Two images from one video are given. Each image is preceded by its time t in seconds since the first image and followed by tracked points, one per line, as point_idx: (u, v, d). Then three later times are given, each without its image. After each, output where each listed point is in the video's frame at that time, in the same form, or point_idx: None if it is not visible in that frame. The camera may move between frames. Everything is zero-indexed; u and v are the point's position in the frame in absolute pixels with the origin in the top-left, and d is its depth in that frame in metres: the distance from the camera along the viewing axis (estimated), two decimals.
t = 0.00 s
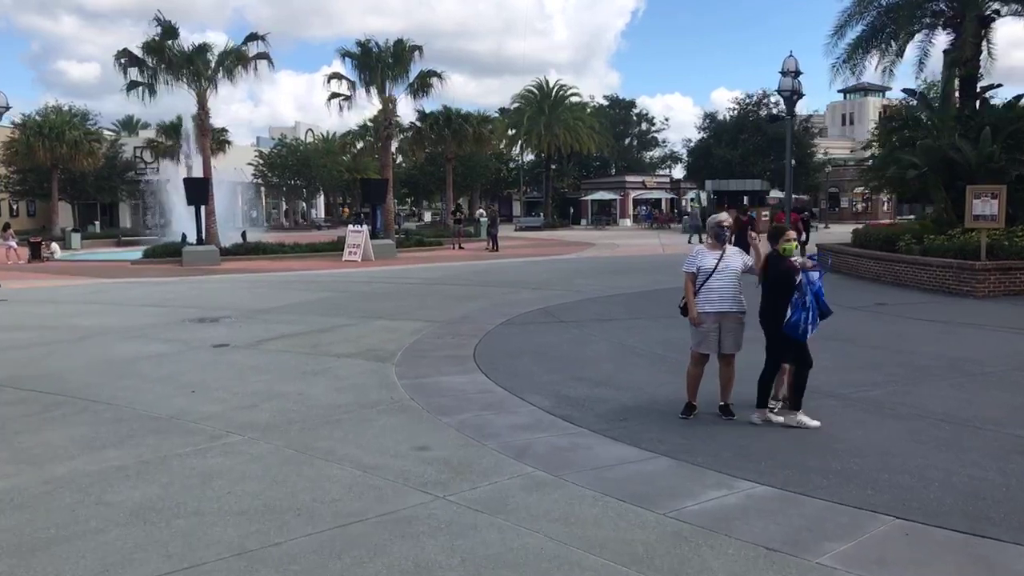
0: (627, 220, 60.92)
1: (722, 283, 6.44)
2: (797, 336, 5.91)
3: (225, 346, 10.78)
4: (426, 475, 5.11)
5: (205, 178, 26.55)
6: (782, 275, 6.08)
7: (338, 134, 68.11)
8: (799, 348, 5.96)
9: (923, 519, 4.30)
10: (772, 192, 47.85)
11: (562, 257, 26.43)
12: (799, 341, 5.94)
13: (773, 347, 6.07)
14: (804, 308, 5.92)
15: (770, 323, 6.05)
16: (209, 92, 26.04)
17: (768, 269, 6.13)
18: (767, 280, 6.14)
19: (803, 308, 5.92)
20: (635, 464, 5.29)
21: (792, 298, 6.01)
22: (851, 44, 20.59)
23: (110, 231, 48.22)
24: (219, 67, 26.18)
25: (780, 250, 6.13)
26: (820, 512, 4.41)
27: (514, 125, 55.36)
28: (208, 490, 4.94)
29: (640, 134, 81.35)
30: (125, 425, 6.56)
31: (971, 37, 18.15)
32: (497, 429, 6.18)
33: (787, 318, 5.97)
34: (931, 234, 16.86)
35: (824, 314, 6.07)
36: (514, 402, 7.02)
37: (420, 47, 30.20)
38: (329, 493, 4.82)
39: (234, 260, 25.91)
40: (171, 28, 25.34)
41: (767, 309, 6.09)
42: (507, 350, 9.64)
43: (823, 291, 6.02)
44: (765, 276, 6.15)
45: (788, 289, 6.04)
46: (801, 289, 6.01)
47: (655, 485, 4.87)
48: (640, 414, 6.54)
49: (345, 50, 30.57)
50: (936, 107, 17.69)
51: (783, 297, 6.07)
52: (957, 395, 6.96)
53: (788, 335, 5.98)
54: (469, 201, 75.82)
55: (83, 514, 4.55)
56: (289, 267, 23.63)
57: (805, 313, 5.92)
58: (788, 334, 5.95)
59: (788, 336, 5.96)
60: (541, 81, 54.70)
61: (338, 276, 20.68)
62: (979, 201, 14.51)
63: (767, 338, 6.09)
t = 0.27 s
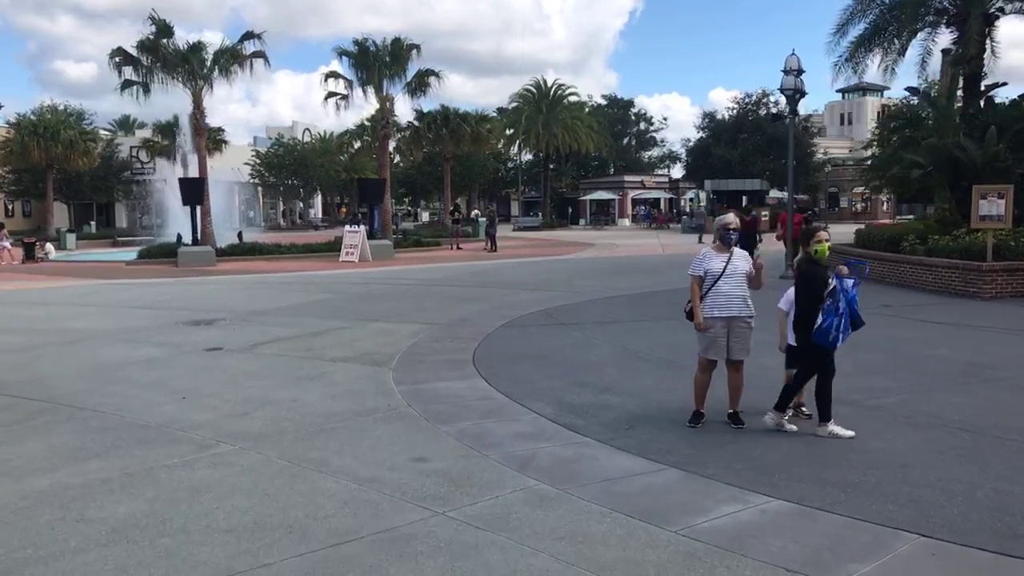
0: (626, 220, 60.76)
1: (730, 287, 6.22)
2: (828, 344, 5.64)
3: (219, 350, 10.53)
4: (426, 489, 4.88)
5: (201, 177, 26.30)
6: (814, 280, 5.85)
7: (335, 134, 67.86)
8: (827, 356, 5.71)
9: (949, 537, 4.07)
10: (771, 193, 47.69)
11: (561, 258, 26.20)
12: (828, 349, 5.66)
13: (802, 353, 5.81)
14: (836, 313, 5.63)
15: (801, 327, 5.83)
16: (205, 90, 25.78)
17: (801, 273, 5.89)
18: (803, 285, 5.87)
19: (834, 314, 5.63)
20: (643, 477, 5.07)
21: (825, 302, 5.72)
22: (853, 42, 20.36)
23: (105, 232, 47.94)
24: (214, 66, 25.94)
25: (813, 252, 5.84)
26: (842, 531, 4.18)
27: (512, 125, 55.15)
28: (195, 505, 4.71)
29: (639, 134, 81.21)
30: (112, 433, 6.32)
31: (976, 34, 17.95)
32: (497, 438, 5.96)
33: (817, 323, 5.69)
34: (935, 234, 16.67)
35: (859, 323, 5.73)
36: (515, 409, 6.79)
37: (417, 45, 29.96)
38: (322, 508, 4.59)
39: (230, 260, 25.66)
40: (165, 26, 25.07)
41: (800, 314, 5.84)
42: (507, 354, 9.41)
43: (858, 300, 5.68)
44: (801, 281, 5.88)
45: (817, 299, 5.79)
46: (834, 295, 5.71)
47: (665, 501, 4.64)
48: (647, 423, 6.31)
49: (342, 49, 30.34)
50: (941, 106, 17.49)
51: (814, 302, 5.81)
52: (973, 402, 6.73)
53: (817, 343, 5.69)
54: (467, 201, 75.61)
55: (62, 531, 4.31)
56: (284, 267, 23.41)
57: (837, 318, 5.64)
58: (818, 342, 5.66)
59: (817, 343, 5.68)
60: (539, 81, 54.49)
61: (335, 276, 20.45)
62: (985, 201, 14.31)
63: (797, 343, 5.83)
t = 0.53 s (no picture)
0: (626, 220, 60.57)
1: (742, 287, 6.00)
2: (872, 350, 5.42)
3: (214, 351, 10.30)
4: (429, 498, 4.66)
5: (198, 177, 26.07)
6: (845, 278, 5.60)
7: (333, 133, 67.63)
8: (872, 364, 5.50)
9: (982, 550, 3.86)
10: (772, 193, 47.49)
11: (561, 258, 25.98)
12: (874, 355, 5.45)
13: (843, 360, 5.62)
14: (874, 317, 5.43)
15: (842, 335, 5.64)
16: (202, 89, 25.55)
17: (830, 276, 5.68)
18: (834, 285, 5.64)
19: (874, 320, 5.42)
20: (655, 486, 4.85)
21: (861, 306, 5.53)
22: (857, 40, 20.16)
23: (102, 231, 47.67)
24: (212, 64, 25.71)
25: (844, 250, 5.64)
26: (868, 543, 3.97)
27: (512, 125, 54.94)
28: (187, 516, 4.48)
29: (638, 134, 81.04)
30: (102, 439, 6.09)
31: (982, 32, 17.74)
32: (502, 444, 5.73)
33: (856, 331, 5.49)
34: (942, 234, 16.46)
35: (901, 323, 5.54)
36: (519, 413, 6.57)
37: (416, 44, 29.74)
38: (319, 520, 4.36)
39: (228, 260, 25.44)
40: (162, 24, 24.83)
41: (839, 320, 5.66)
42: (510, 356, 9.19)
43: (896, 300, 5.49)
44: (831, 281, 5.67)
45: (842, 295, 5.61)
46: (869, 298, 5.51)
47: (681, 511, 4.41)
48: (657, 428, 6.09)
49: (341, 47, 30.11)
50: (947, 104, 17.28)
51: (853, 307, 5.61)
52: (993, 406, 6.51)
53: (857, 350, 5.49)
54: (466, 202, 75.38)
55: (44, 545, 4.08)
56: (282, 267, 23.18)
57: (875, 322, 5.42)
58: (861, 350, 5.45)
59: (860, 352, 5.47)
60: (539, 80, 54.27)
61: (334, 276, 20.23)
62: (994, 200, 14.09)
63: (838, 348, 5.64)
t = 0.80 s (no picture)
0: (626, 220, 60.35)
1: (755, 292, 5.78)
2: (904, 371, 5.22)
3: (209, 355, 10.07)
4: (431, 516, 4.44)
5: (195, 176, 25.82)
6: (875, 287, 5.34)
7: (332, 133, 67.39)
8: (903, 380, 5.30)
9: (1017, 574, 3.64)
10: (773, 192, 47.28)
11: (561, 258, 25.77)
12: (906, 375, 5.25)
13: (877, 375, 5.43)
14: (904, 338, 5.19)
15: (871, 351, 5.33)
16: (199, 88, 25.31)
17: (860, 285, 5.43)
18: (863, 293, 5.39)
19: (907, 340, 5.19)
20: (668, 501, 4.63)
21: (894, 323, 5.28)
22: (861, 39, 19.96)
23: (99, 231, 47.38)
24: (209, 63, 25.47)
25: (875, 254, 5.41)
26: (897, 566, 3.74)
27: (511, 125, 54.73)
28: (176, 535, 4.26)
29: (638, 134, 80.87)
30: (89, 450, 5.85)
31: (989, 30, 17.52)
32: (506, 455, 5.50)
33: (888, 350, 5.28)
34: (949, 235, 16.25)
35: (938, 339, 5.27)
36: (524, 422, 6.35)
37: (415, 43, 29.52)
38: (315, 541, 4.13)
39: (225, 261, 25.17)
40: (159, 23, 24.59)
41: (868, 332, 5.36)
42: (513, 360, 8.96)
43: (928, 315, 5.21)
44: (859, 289, 5.43)
45: (866, 303, 5.36)
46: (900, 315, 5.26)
47: (697, 530, 4.19)
48: (667, 438, 5.86)
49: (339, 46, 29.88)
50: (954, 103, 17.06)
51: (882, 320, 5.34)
52: (1013, 415, 6.29)
53: (888, 367, 5.30)
54: (466, 201, 75.16)
55: (24, 567, 3.86)
56: (280, 268, 22.94)
57: (907, 343, 5.18)
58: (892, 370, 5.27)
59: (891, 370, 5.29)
60: (539, 80, 54.05)
61: (332, 278, 20.00)
62: (1003, 200, 13.85)
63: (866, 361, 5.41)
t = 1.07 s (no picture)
0: (625, 220, 60.13)
1: (767, 294, 5.54)
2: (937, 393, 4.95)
3: (202, 358, 9.82)
4: (431, 531, 4.19)
5: (191, 176, 25.55)
6: (908, 289, 5.08)
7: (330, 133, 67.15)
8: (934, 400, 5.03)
9: None
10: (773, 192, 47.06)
11: (561, 258, 25.54)
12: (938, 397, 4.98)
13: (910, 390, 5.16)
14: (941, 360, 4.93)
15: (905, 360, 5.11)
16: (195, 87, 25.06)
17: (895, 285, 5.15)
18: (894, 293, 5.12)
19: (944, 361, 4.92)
20: (680, 514, 4.38)
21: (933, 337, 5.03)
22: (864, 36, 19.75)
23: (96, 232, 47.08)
24: (205, 62, 25.22)
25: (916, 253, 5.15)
26: None
27: (510, 125, 54.50)
28: (159, 551, 4.00)
29: (637, 133, 80.69)
30: (72, 459, 5.59)
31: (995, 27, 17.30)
32: (508, 464, 5.25)
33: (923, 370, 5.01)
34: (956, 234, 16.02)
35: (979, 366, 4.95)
36: (526, 428, 6.10)
37: (413, 41, 29.28)
38: (306, 558, 3.88)
39: (222, 261, 24.89)
40: (155, 21, 24.32)
41: (903, 336, 5.14)
42: (514, 363, 8.72)
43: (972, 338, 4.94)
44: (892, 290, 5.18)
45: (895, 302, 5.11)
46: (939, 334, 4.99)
47: (713, 546, 3.94)
48: (677, 446, 5.61)
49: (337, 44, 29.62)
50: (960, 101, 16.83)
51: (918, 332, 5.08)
52: None
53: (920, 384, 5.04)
54: (465, 201, 74.96)
55: None
56: (277, 269, 22.69)
57: (943, 365, 4.91)
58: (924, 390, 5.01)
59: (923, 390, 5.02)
60: (537, 79, 53.82)
61: (330, 278, 19.75)
62: (1011, 199, 13.61)
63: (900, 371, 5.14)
